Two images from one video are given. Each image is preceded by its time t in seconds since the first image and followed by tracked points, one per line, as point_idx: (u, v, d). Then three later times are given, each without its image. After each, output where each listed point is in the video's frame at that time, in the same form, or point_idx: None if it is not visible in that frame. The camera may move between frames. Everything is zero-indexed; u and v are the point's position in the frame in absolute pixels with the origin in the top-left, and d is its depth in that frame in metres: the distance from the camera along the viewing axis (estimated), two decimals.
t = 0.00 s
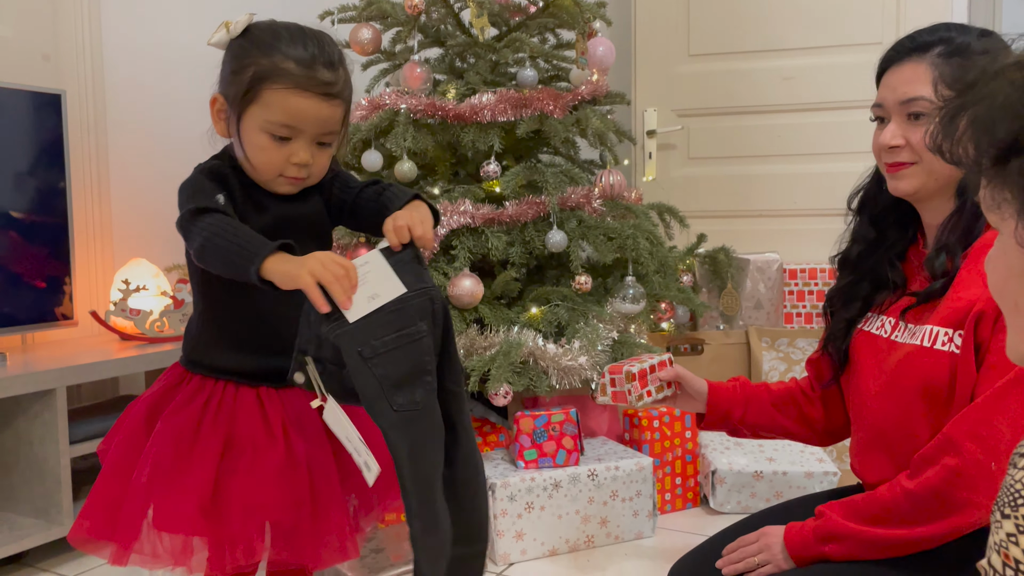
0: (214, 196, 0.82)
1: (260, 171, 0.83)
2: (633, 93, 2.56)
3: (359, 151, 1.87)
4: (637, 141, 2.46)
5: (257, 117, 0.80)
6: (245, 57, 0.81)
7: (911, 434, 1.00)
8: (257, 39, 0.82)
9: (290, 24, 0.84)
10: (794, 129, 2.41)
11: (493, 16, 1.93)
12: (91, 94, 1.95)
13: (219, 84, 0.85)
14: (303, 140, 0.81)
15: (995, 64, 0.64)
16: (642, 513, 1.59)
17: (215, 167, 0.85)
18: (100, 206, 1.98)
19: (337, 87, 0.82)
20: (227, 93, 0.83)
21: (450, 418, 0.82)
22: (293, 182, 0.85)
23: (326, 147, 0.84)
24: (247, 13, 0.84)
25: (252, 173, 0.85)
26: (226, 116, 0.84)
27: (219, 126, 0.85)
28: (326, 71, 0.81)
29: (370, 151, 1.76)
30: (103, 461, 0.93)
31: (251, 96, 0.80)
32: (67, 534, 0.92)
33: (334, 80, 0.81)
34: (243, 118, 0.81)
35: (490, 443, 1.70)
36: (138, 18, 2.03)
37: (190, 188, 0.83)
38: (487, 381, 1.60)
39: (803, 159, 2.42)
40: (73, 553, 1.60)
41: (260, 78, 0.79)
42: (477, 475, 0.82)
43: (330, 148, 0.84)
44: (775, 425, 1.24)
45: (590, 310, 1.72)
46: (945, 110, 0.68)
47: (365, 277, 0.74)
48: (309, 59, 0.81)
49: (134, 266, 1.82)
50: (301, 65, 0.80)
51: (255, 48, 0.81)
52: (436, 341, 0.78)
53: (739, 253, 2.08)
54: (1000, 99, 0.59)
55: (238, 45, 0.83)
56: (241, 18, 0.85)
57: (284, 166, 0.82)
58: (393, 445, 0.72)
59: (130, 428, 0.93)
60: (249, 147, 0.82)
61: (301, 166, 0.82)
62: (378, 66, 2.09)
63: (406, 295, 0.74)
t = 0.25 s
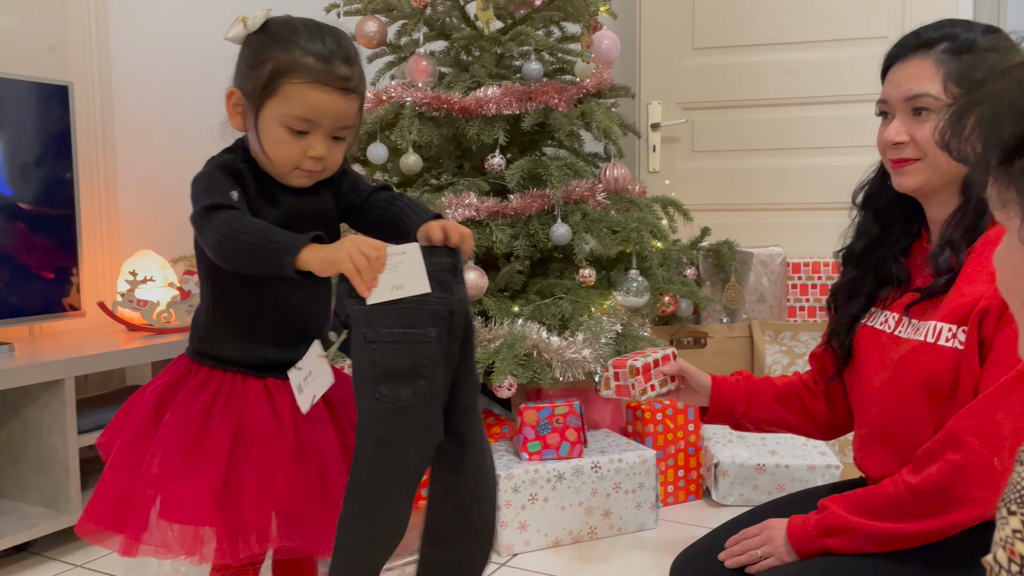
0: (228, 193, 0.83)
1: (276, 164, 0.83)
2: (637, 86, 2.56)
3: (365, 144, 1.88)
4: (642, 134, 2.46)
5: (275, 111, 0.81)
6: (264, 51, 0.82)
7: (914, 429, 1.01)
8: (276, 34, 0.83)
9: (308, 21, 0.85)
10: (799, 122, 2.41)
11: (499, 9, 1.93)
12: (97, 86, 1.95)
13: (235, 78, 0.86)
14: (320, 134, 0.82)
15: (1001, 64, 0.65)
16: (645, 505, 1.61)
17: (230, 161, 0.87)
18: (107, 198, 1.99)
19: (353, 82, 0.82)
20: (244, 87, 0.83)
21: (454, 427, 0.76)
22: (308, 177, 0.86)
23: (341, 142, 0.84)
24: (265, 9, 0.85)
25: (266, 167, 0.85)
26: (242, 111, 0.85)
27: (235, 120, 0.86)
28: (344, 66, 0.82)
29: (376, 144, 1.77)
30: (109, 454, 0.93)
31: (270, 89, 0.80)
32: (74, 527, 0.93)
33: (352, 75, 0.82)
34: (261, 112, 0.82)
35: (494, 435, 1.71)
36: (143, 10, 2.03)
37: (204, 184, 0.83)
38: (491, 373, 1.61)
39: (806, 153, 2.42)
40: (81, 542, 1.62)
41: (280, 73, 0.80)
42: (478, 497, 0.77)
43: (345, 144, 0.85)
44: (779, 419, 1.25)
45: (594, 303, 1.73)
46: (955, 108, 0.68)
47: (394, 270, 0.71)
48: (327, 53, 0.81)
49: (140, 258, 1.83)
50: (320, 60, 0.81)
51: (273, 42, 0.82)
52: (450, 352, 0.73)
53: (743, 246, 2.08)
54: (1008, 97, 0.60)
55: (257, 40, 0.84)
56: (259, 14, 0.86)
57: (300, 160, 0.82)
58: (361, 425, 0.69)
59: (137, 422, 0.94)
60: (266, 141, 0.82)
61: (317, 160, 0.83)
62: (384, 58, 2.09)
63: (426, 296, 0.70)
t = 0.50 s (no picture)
0: (241, 190, 0.84)
1: (292, 153, 0.84)
2: (645, 77, 2.56)
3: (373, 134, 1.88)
4: (649, 125, 2.46)
5: (293, 101, 0.82)
6: (281, 42, 0.83)
7: (918, 419, 1.02)
8: (292, 24, 0.84)
9: (322, 14, 0.87)
10: (806, 113, 2.41)
11: None
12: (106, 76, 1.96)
13: (249, 69, 0.86)
14: (337, 124, 0.83)
15: (1010, 55, 0.65)
16: (650, 494, 1.62)
17: (242, 154, 0.87)
18: (116, 187, 2.00)
19: (369, 72, 0.84)
20: (259, 77, 0.84)
21: (470, 471, 0.71)
22: (323, 166, 0.86)
23: (356, 132, 0.85)
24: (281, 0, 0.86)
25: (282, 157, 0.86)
26: (256, 101, 0.85)
27: (250, 110, 0.86)
28: (361, 57, 0.83)
29: (383, 134, 1.78)
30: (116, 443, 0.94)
31: (288, 78, 0.81)
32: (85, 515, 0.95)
33: (368, 66, 0.83)
34: (278, 102, 0.82)
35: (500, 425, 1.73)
36: None
37: (217, 179, 0.84)
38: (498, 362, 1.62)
39: (813, 144, 2.42)
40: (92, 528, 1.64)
41: (298, 62, 0.81)
42: (498, 540, 0.70)
43: (359, 134, 0.86)
44: (781, 407, 1.26)
45: (601, 294, 1.74)
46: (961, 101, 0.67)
47: (409, 287, 0.71)
48: (344, 43, 0.83)
49: (149, 247, 1.84)
50: (337, 50, 0.82)
51: (291, 33, 0.83)
52: (456, 380, 0.71)
53: (749, 237, 2.09)
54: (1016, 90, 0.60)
55: (273, 30, 0.84)
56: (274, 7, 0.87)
57: (317, 149, 0.83)
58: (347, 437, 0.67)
59: (143, 410, 0.95)
60: (282, 130, 0.83)
61: (333, 150, 0.84)
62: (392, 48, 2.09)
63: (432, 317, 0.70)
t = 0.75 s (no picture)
0: (258, 190, 0.86)
1: (309, 148, 0.86)
2: (651, 66, 2.56)
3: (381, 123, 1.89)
4: (655, 114, 2.47)
5: (313, 98, 0.84)
6: (304, 38, 0.84)
7: (922, 405, 1.03)
8: (314, 21, 0.85)
9: (344, 9, 0.88)
10: (813, 102, 2.41)
11: None
12: (115, 64, 1.98)
13: (271, 61, 0.87)
14: (354, 122, 0.85)
15: (1014, 43, 0.66)
16: (656, 480, 1.64)
17: (257, 145, 0.89)
18: (126, 176, 2.02)
19: (388, 73, 0.86)
20: (281, 71, 0.86)
21: (474, 480, 0.86)
22: (337, 161, 0.89)
23: (372, 130, 0.88)
24: None
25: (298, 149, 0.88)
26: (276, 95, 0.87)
27: (269, 102, 0.88)
28: (381, 57, 0.85)
29: (391, 123, 1.78)
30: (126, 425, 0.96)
31: (309, 75, 0.83)
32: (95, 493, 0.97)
33: (388, 67, 0.85)
34: (298, 97, 0.84)
35: (507, 411, 1.75)
36: None
37: (232, 175, 0.86)
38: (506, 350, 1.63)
39: (819, 133, 2.42)
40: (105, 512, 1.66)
41: (319, 60, 0.83)
42: (494, 542, 0.86)
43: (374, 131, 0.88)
44: (767, 381, 1.28)
45: (607, 282, 1.75)
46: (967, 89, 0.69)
47: (416, 298, 0.84)
48: (365, 43, 0.84)
49: (160, 235, 1.86)
50: (359, 50, 0.84)
51: (314, 30, 0.85)
52: (458, 395, 0.84)
53: (755, 226, 2.10)
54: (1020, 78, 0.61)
55: (296, 26, 0.86)
56: None
57: (333, 145, 0.85)
58: (361, 441, 0.80)
59: (152, 394, 0.97)
60: (300, 125, 0.85)
61: (349, 146, 0.86)
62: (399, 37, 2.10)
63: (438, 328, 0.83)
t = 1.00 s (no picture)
0: (258, 213, 0.87)
1: (329, 150, 0.89)
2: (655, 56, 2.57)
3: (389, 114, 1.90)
4: (660, 104, 2.48)
5: (336, 105, 0.85)
6: (335, 45, 0.85)
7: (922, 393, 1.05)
8: (346, 26, 0.86)
9: (378, 14, 0.89)
10: (817, 93, 2.42)
11: None
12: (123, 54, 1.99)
13: (301, 60, 0.88)
14: (374, 131, 0.87)
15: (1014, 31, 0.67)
16: (660, 466, 1.66)
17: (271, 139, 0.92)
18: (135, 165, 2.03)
19: (412, 86, 0.87)
20: (310, 74, 0.87)
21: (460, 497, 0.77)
22: (354, 161, 0.91)
23: (390, 137, 0.90)
24: None
25: (318, 148, 0.90)
26: (302, 94, 0.89)
27: (294, 99, 0.89)
28: (408, 71, 0.85)
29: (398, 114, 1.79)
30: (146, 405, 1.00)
31: (333, 82, 0.85)
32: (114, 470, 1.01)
33: (412, 80, 0.86)
34: (323, 103, 0.86)
35: (513, 399, 1.77)
36: None
37: (239, 184, 0.88)
38: (512, 338, 1.65)
39: (823, 123, 2.43)
40: (118, 498, 1.69)
41: (346, 71, 0.84)
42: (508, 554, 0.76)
43: (393, 137, 0.90)
44: (740, 362, 1.31)
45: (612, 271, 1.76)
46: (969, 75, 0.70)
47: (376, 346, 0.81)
48: (393, 54, 0.85)
49: (169, 224, 1.88)
50: (386, 64, 0.84)
51: (346, 38, 0.85)
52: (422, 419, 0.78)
53: (759, 216, 2.11)
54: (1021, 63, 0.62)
55: (328, 30, 0.87)
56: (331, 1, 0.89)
57: (352, 149, 0.88)
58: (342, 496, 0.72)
59: (170, 376, 1.00)
60: (323, 129, 0.87)
61: (367, 151, 0.89)
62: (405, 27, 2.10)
63: (398, 378, 0.80)
